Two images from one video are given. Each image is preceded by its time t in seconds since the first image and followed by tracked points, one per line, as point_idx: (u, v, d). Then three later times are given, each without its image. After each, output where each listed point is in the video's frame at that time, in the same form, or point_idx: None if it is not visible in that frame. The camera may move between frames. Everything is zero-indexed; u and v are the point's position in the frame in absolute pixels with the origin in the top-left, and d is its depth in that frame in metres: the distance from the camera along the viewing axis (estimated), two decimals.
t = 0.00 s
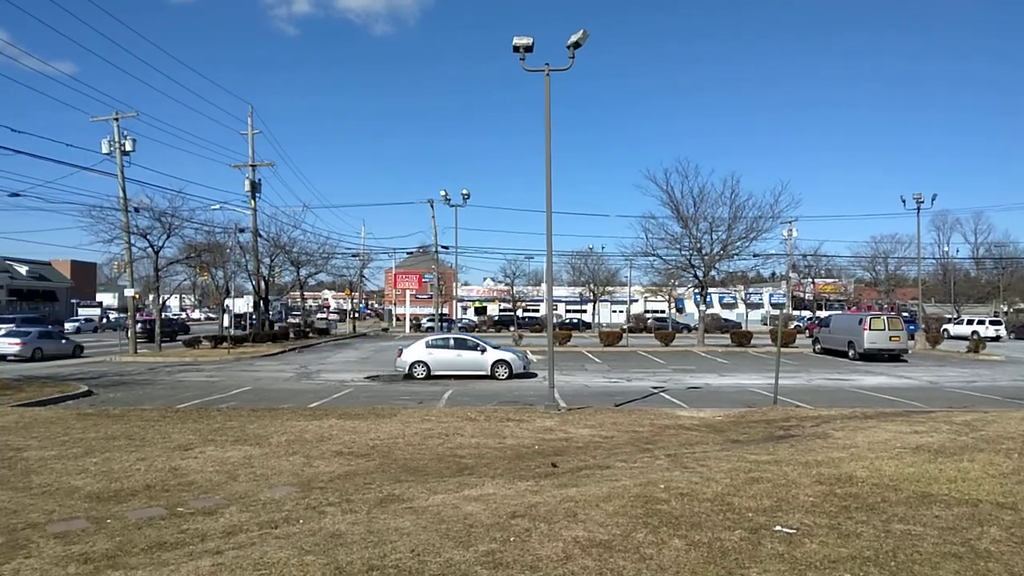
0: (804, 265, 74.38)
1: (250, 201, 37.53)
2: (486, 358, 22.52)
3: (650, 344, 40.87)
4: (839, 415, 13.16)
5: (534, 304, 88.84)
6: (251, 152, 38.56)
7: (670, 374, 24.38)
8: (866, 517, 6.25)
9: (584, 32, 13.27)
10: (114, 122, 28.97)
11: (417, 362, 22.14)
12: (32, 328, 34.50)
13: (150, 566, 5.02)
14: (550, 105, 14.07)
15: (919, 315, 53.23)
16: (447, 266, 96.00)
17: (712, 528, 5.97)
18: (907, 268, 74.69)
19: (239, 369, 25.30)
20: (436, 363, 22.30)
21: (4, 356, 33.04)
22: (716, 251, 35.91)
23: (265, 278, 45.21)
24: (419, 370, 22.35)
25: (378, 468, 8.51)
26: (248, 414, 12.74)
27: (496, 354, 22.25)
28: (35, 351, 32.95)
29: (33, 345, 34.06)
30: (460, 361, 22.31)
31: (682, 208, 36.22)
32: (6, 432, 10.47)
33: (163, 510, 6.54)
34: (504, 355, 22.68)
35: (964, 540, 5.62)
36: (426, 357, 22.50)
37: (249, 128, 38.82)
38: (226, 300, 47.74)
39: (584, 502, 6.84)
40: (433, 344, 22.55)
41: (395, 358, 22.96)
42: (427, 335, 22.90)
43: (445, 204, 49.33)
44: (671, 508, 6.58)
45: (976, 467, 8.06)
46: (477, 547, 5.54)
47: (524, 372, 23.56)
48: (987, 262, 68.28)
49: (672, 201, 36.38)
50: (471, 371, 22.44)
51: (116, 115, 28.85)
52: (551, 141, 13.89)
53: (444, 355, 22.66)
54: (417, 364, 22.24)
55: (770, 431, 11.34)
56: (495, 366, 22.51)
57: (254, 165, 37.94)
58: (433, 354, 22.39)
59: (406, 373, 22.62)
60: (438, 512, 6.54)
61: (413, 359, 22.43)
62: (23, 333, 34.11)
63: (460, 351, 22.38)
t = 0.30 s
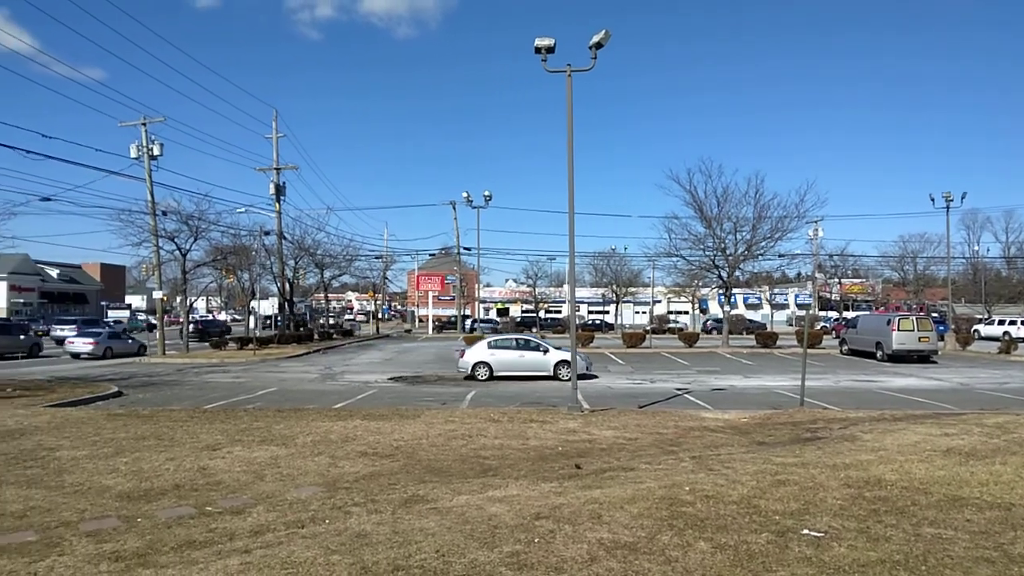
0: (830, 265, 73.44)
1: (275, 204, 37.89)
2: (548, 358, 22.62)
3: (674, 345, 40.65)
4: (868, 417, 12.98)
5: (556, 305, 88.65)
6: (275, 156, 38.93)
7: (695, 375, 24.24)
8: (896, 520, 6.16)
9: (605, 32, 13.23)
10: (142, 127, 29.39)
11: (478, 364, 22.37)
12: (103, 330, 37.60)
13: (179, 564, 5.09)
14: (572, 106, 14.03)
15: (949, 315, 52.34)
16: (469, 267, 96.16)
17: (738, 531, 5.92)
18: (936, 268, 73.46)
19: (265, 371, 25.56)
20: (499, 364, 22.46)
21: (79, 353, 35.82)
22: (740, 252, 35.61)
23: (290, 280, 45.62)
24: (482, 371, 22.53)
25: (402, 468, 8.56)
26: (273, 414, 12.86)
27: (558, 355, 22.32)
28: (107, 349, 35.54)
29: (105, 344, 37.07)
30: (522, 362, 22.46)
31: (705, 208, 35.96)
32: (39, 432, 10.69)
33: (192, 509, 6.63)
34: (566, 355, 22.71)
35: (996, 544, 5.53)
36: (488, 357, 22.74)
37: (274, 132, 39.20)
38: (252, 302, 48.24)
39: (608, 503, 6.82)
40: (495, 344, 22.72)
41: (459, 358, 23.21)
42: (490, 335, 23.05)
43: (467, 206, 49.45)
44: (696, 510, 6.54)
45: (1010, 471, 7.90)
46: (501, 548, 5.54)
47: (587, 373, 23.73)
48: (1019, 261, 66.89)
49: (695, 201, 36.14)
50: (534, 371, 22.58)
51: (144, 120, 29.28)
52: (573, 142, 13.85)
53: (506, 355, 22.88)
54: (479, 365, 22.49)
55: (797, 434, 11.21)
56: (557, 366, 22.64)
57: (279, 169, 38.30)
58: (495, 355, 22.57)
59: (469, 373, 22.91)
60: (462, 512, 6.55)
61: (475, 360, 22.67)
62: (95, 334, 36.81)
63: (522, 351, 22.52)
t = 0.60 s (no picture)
0: (859, 265, 72.37)
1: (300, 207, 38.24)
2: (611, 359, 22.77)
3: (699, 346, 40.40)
4: (898, 419, 12.79)
5: (580, 307, 88.53)
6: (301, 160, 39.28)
7: (721, 377, 24.09)
8: (928, 524, 6.07)
9: (629, 33, 13.19)
10: (171, 133, 29.82)
11: (540, 364, 22.58)
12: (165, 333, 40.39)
13: (210, 563, 5.17)
14: (595, 107, 14.00)
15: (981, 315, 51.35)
16: (493, 269, 96.22)
17: (766, 534, 5.86)
18: (968, 268, 72.07)
19: (291, 372, 25.78)
20: (561, 365, 22.72)
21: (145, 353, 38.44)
22: (766, 252, 35.27)
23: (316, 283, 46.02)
24: (545, 372, 22.82)
25: (427, 470, 8.59)
26: (300, 416, 12.98)
27: (620, 356, 22.44)
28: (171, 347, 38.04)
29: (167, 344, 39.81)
30: (584, 364, 22.71)
31: (730, 208, 35.68)
32: (73, 433, 10.91)
33: (221, 509, 6.71)
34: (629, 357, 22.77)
35: None
36: (550, 359, 23.06)
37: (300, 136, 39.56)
38: (279, 304, 48.77)
39: (633, 506, 6.78)
40: (557, 346, 23.03)
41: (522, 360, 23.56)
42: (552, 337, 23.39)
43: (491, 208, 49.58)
44: (723, 513, 6.48)
45: None
46: (526, 549, 5.55)
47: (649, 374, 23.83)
48: None
49: (721, 201, 35.87)
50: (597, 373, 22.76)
51: (173, 126, 29.72)
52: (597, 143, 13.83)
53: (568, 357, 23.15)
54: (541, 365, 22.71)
55: (825, 436, 11.08)
56: (620, 367, 22.71)
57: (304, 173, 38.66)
58: (557, 357, 22.88)
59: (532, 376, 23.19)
60: (487, 514, 6.57)
61: (537, 361, 22.92)
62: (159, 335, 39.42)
63: (585, 353, 22.76)
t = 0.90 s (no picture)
0: (887, 262, 71.35)
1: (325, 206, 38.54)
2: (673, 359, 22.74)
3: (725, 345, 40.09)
4: (929, 419, 12.59)
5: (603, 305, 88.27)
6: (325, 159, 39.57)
7: (748, 377, 23.89)
8: (959, 526, 5.97)
9: (653, 30, 13.11)
10: (199, 134, 30.17)
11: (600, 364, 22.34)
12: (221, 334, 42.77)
13: (238, 559, 5.21)
14: (619, 104, 13.93)
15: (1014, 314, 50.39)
16: (516, 267, 96.27)
17: (794, 535, 5.80)
18: (1000, 265, 70.76)
19: (316, 370, 25.99)
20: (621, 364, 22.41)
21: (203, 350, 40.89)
22: (793, 250, 34.91)
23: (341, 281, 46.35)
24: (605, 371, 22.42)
25: (451, 468, 8.61)
26: (325, 413, 13.08)
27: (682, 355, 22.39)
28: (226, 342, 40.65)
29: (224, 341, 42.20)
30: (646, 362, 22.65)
31: (756, 205, 35.35)
32: (105, 429, 11.09)
33: (249, 505, 6.78)
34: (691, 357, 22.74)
35: None
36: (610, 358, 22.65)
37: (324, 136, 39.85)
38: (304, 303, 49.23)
39: (659, 505, 6.74)
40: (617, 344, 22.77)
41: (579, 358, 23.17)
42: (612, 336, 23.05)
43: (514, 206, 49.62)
44: (749, 513, 6.42)
45: None
46: (551, 548, 5.54)
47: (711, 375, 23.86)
48: None
49: (746, 198, 35.56)
50: (659, 372, 22.68)
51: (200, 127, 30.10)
52: (620, 141, 13.76)
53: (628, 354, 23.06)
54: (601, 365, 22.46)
55: (854, 436, 10.94)
56: (681, 367, 22.72)
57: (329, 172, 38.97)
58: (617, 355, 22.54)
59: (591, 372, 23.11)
60: (511, 512, 6.57)
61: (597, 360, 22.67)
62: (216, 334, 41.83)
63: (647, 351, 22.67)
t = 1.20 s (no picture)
0: (914, 260, 70.36)
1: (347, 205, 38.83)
2: (732, 358, 22.19)
3: (747, 344, 39.83)
4: (957, 419, 12.42)
5: (624, 303, 88.13)
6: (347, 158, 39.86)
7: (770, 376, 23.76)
8: (988, 527, 5.89)
9: (675, 27, 13.04)
10: (223, 134, 30.48)
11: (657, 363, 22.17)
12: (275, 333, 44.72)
13: (264, 553, 5.28)
14: (640, 102, 13.87)
15: None
16: (536, 266, 96.26)
17: (818, 535, 5.76)
18: None
19: (339, 367, 26.19)
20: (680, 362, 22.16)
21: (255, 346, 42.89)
22: (817, 247, 34.55)
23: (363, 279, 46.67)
24: (662, 369, 22.25)
25: (474, 465, 8.64)
26: (347, 410, 13.18)
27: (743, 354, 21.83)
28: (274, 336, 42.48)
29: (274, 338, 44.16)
30: (704, 361, 22.19)
31: (779, 202, 35.06)
32: (134, 425, 11.26)
33: (275, 500, 6.86)
34: (752, 356, 22.15)
35: None
36: (668, 356, 22.42)
37: (346, 136, 40.17)
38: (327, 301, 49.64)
39: (681, 504, 6.72)
40: (674, 342, 22.50)
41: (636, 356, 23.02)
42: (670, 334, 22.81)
43: (535, 205, 49.63)
44: (773, 512, 6.39)
45: None
46: (573, 545, 5.54)
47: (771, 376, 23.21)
48: None
49: (769, 196, 35.27)
50: (719, 371, 22.19)
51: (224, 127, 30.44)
52: (642, 138, 13.70)
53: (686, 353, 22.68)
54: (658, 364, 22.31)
55: (879, 436, 10.82)
56: (743, 366, 22.11)
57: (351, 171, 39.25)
58: (675, 353, 22.30)
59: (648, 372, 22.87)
60: (533, 509, 6.58)
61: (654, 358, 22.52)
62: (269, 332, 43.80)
63: (705, 350, 22.22)
